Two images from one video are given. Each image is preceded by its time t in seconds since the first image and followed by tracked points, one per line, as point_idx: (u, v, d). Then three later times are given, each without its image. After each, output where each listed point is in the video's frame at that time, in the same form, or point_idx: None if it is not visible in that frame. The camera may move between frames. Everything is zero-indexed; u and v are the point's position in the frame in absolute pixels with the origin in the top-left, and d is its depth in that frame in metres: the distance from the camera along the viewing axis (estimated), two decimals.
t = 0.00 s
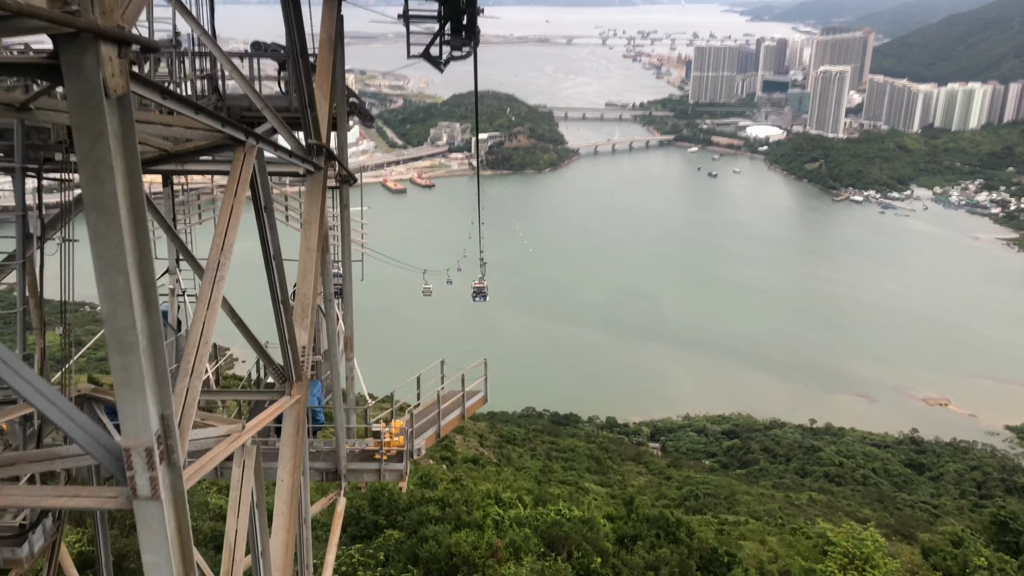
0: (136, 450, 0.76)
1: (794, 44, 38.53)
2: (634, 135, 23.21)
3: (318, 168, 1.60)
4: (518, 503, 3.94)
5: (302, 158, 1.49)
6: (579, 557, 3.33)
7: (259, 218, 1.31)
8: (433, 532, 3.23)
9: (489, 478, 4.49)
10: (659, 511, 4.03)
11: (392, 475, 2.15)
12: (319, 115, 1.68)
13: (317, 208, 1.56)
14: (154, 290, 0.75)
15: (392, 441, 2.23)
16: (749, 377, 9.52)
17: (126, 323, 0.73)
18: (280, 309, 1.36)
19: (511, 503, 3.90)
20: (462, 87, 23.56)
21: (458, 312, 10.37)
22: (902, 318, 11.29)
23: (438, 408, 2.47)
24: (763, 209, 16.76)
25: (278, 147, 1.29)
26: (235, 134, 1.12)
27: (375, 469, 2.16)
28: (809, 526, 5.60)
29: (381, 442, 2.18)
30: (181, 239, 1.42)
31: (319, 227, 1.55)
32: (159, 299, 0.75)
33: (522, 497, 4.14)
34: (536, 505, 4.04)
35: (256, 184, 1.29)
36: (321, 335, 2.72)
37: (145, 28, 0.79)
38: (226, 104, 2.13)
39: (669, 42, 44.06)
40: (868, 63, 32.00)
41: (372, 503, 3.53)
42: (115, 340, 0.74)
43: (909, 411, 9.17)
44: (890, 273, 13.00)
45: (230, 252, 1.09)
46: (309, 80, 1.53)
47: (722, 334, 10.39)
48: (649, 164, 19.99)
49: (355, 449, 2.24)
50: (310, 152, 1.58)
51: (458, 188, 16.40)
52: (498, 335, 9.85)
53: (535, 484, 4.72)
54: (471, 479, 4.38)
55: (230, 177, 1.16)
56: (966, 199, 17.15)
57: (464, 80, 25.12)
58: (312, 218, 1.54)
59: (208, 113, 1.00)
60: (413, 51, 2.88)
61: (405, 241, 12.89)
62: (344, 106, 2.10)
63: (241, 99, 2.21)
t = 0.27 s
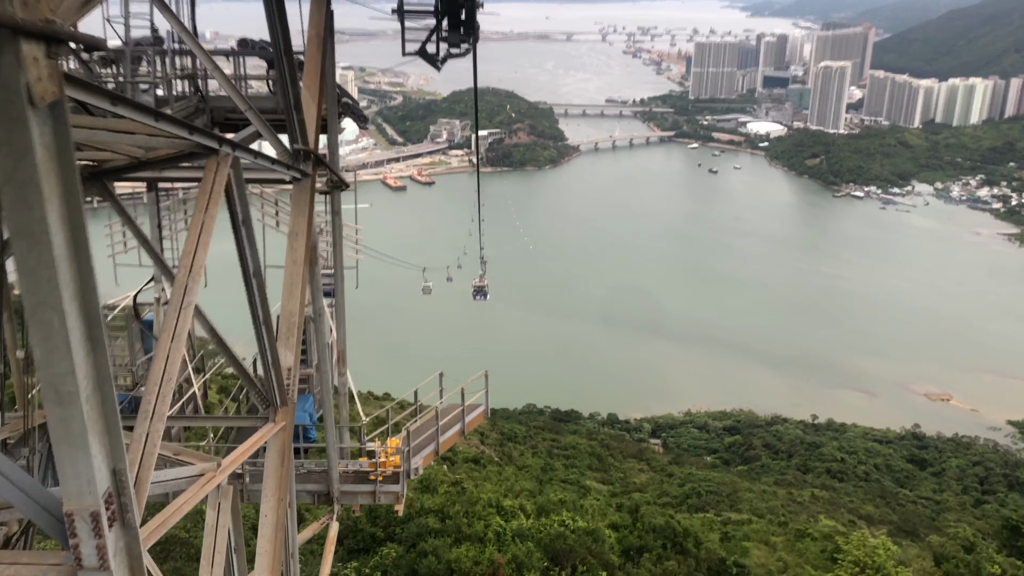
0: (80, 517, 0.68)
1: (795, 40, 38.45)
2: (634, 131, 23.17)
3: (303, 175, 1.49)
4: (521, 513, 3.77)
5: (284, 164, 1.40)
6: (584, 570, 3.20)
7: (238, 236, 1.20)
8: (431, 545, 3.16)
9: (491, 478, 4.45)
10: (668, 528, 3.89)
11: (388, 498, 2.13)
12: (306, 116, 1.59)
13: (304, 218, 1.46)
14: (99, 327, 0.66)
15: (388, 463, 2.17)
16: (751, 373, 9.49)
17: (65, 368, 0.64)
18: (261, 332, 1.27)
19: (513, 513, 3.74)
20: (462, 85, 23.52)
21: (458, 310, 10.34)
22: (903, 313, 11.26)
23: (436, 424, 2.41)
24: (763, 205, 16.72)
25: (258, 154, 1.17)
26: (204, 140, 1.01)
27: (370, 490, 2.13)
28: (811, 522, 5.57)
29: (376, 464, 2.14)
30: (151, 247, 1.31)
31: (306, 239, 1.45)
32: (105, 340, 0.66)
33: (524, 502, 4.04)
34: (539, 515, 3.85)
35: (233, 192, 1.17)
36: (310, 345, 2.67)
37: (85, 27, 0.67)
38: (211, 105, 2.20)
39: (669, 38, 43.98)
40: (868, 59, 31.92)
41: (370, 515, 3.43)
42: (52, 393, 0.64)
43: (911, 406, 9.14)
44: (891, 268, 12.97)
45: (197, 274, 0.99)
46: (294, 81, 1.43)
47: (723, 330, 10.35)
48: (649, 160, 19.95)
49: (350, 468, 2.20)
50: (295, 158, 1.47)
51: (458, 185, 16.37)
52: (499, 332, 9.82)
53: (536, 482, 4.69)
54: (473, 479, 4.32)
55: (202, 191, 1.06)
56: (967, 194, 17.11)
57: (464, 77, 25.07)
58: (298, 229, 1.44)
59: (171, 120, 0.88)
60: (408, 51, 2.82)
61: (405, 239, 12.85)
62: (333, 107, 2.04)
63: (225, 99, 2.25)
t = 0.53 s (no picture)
0: None
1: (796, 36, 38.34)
2: (635, 127, 23.12)
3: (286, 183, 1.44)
4: (520, 524, 3.49)
5: (267, 171, 1.34)
6: None
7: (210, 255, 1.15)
8: (431, 561, 3.04)
9: (494, 473, 4.42)
10: (678, 536, 3.66)
11: (382, 523, 2.09)
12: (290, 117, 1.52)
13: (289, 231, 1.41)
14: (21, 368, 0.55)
15: (382, 484, 2.14)
16: (752, 369, 9.45)
17: None
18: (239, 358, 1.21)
19: (514, 523, 3.48)
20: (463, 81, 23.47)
21: (457, 306, 10.30)
22: (904, 310, 11.22)
23: (434, 442, 2.38)
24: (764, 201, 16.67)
25: (233, 162, 1.12)
26: (169, 150, 0.94)
27: (363, 514, 2.09)
28: (812, 521, 5.53)
29: (371, 487, 2.10)
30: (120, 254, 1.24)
31: (290, 255, 1.39)
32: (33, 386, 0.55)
33: (523, 498, 3.96)
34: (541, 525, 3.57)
35: (203, 200, 1.15)
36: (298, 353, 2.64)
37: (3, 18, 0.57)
38: (191, 105, 2.23)
39: (671, 33, 43.86)
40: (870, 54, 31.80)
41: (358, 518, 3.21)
42: None
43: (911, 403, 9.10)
44: (891, 264, 12.93)
45: (159, 301, 0.93)
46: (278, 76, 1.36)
47: (724, 326, 10.30)
48: (650, 156, 19.90)
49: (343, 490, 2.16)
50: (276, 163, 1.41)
51: (459, 181, 16.33)
52: (499, 329, 9.76)
53: (536, 480, 4.65)
54: (474, 474, 4.26)
55: (165, 206, 0.99)
56: (969, 190, 17.05)
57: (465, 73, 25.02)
58: (282, 242, 1.38)
59: (120, 126, 0.79)
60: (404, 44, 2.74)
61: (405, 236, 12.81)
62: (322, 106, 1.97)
63: (207, 101, 2.30)
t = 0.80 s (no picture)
0: None
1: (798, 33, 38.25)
2: (637, 125, 23.06)
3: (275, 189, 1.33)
4: (524, 537, 3.26)
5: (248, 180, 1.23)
6: None
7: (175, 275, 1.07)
8: None
9: (496, 473, 4.38)
10: (687, 547, 3.50)
11: (378, 553, 1.90)
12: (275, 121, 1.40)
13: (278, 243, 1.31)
14: None
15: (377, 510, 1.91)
16: (755, 367, 9.42)
17: None
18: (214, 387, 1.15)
19: (518, 536, 3.25)
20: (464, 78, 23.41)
21: (458, 305, 10.26)
22: (907, 308, 11.18)
23: (434, 462, 2.19)
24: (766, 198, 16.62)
25: (203, 170, 1.06)
26: (122, 158, 0.87)
27: (357, 544, 1.91)
28: (816, 521, 5.50)
29: (365, 514, 1.92)
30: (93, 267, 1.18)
31: (276, 268, 1.28)
32: None
33: (527, 500, 3.91)
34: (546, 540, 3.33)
35: (170, 215, 1.07)
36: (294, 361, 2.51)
37: None
38: (172, 107, 2.13)
39: (672, 30, 43.77)
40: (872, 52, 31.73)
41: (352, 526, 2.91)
42: None
43: (915, 401, 9.07)
44: (894, 262, 12.89)
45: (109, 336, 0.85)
46: (261, 73, 1.29)
47: (726, 325, 10.26)
48: (651, 153, 19.85)
49: (338, 519, 1.98)
50: (263, 168, 1.32)
51: (460, 179, 16.29)
52: (502, 327, 9.73)
53: (537, 480, 4.62)
54: (477, 474, 4.21)
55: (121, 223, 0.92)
56: (972, 187, 16.99)
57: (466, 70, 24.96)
58: (268, 256, 1.28)
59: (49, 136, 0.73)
60: (403, 39, 2.68)
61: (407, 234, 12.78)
62: (312, 108, 1.86)
63: (188, 101, 2.19)
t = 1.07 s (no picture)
0: None
1: (800, 32, 38.14)
2: (639, 124, 23.00)
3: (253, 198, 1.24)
4: (527, 552, 3.24)
5: (222, 192, 1.15)
6: None
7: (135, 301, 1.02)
8: None
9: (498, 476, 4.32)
10: (694, 561, 3.44)
11: None
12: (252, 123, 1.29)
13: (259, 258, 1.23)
14: None
15: (370, 541, 1.80)
16: (756, 367, 9.38)
17: None
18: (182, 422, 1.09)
19: (521, 551, 3.22)
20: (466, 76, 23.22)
21: (458, 304, 10.22)
22: (908, 306, 11.14)
23: (430, 488, 2.10)
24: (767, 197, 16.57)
25: (164, 184, 1.02)
26: (64, 175, 0.82)
27: None
28: (819, 523, 5.45)
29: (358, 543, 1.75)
30: (33, 258, 0.95)
31: (253, 289, 1.20)
32: None
33: (532, 505, 3.86)
34: (549, 557, 3.27)
35: (128, 236, 1.01)
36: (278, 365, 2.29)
37: None
38: (145, 106, 1.96)
39: (674, 29, 43.64)
40: (874, 50, 31.63)
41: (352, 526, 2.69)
42: None
43: (917, 401, 9.03)
44: (896, 261, 12.83)
45: (44, 373, 0.81)
46: (237, 72, 1.18)
47: (728, 324, 10.21)
48: (653, 152, 19.80)
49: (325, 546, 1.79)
50: (240, 176, 1.23)
51: (462, 177, 16.26)
52: (503, 326, 9.69)
53: (539, 483, 4.58)
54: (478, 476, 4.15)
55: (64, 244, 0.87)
56: (974, 186, 16.91)
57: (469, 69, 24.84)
58: (245, 273, 1.20)
59: None
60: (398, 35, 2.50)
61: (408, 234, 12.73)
62: (300, 112, 1.71)
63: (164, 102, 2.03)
